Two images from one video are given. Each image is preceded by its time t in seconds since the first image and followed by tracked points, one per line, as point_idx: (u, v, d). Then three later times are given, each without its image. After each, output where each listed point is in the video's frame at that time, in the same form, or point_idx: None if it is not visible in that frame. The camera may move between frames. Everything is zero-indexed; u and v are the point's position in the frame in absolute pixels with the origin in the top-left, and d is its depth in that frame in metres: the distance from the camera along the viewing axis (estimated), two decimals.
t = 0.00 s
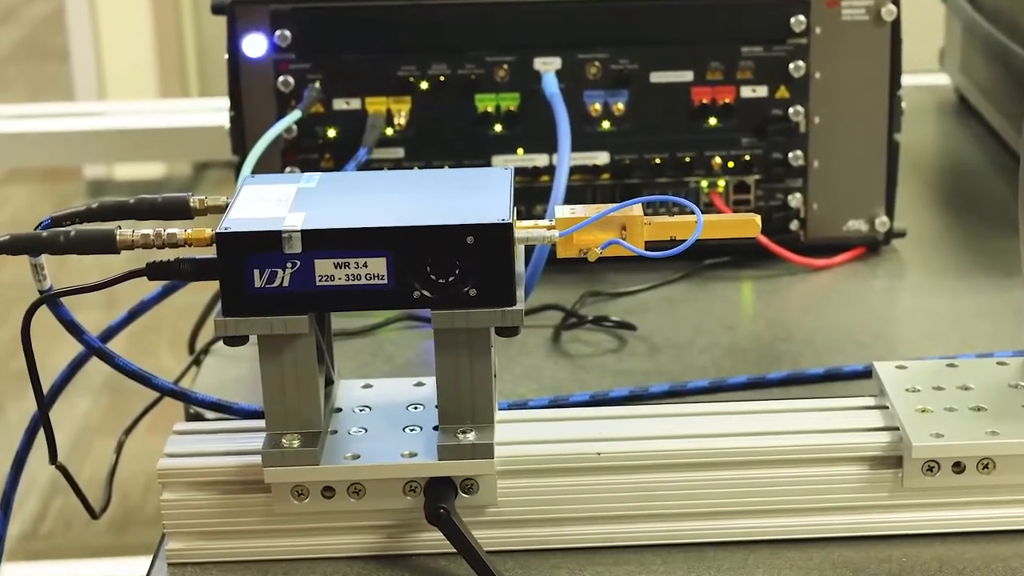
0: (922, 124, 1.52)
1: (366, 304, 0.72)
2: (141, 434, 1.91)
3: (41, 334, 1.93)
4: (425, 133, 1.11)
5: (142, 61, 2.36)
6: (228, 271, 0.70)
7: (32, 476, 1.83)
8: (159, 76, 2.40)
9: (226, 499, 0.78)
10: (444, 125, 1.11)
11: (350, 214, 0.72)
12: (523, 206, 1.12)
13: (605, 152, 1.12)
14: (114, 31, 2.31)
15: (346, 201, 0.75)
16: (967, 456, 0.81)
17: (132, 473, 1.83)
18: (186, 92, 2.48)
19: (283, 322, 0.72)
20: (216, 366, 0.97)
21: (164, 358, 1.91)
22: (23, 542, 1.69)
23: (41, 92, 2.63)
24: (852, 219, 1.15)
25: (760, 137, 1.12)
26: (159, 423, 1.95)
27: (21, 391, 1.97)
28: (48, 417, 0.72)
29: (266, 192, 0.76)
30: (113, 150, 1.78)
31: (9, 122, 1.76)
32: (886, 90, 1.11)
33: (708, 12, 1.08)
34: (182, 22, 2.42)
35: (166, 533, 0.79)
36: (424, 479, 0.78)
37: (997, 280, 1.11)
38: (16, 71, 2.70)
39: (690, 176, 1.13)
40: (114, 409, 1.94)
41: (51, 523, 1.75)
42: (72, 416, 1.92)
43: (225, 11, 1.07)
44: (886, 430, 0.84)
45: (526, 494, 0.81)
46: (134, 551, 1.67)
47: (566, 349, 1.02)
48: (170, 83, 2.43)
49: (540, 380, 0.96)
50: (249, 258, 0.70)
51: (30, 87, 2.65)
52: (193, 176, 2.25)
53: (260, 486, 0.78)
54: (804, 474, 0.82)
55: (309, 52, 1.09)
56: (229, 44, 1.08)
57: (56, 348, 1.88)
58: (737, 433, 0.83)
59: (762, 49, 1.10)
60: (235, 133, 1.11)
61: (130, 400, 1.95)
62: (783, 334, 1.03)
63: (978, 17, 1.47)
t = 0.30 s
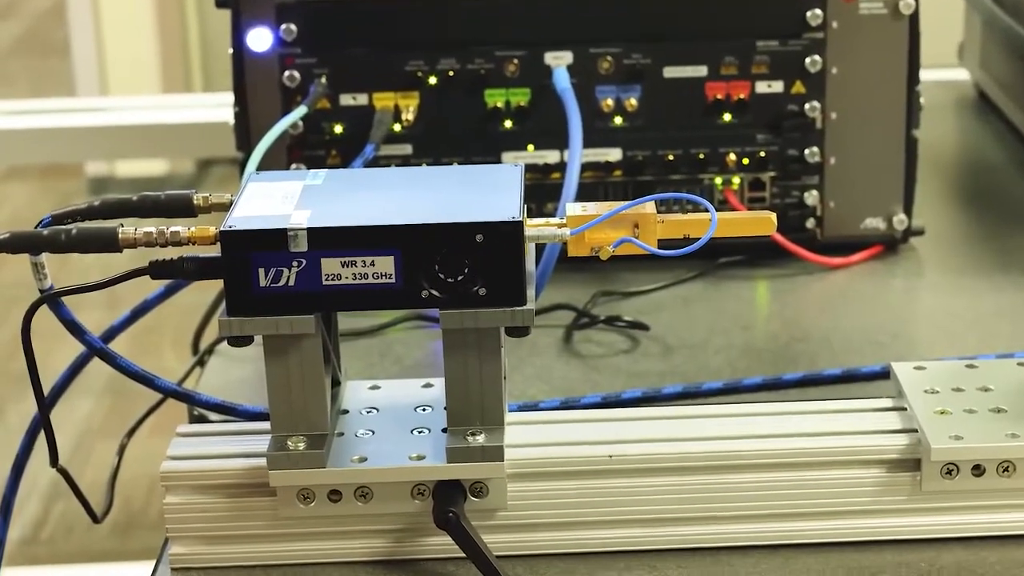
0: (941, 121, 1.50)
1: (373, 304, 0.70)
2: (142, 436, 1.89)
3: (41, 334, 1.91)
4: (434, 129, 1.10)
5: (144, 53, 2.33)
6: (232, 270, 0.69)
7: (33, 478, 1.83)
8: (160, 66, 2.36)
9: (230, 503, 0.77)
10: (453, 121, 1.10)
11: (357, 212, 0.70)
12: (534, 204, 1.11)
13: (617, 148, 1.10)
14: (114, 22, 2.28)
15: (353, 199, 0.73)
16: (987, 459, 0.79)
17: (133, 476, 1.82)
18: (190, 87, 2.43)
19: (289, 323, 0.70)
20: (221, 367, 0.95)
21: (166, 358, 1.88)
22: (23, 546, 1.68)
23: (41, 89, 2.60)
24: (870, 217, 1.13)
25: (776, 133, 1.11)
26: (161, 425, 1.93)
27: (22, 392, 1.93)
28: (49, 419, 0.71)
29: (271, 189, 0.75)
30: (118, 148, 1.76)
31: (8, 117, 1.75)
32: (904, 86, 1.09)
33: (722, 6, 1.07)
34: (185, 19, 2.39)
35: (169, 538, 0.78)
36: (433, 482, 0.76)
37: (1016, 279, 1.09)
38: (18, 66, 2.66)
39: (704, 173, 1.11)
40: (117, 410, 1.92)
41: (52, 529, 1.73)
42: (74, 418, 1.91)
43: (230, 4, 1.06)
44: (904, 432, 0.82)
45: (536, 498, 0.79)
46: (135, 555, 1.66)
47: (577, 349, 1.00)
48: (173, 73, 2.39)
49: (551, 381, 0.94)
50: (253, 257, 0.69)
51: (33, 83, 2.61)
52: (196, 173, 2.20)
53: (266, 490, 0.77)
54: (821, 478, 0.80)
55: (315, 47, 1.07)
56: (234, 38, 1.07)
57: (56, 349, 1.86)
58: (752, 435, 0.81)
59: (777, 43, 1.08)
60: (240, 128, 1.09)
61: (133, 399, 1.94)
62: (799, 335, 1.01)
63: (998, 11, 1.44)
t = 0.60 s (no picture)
0: (960, 117, 1.47)
1: (380, 304, 0.68)
2: (146, 438, 1.77)
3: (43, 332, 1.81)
4: (443, 125, 1.08)
5: (149, 48, 2.30)
6: (237, 268, 0.67)
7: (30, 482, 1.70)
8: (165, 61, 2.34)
9: (234, 507, 0.75)
10: (463, 116, 1.08)
11: (364, 210, 0.69)
12: (545, 201, 1.09)
13: (630, 145, 1.09)
14: (114, 19, 2.25)
15: (361, 196, 0.71)
16: (1007, 462, 0.77)
17: (136, 480, 1.70)
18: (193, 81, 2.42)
19: (295, 323, 0.68)
20: (226, 368, 0.94)
21: (170, 357, 1.83)
22: (22, 550, 1.57)
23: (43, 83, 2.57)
24: (888, 215, 1.11)
25: (792, 129, 1.09)
26: (167, 426, 1.81)
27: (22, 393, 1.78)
28: (50, 420, 0.69)
29: (277, 186, 0.73)
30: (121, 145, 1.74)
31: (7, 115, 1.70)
32: (923, 81, 1.08)
33: None
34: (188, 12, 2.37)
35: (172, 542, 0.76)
36: (442, 486, 0.74)
37: None
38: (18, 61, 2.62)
39: (718, 170, 1.09)
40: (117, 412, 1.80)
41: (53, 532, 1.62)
42: (76, 419, 1.80)
43: None
44: (923, 434, 0.80)
45: (547, 502, 0.77)
46: (140, 560, 1.54)
47: (589, 350, 0.98)
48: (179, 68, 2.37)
49: (562, 382, 0.93)
50: (258, 255, 0.67)
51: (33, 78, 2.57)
52: (200, 171, 2.17)
53: (271, 493, 0.75)
54: (839, 481, 0.78)
55: (322, 42, 1.06)
56: (239, 32, 1.05)
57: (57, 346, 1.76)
58: (769, 437, 0.79)
59: (793, 38, 1.06)
60: (245, 124, 1.07)
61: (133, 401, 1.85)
62: (816, 335, 0.99)
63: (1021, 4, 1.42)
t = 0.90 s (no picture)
0: (980, 112, 1.45)
1: (388, 304, 0.67)
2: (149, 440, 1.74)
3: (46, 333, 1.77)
4: (452, 121, 1.06)
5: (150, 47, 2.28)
6: (241, 267, 0.66)
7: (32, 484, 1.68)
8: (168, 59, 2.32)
9: (239, 511, 0.74)
10: (472, 112, 1.06)
11: (372, 207, 0.67)
12: (556, 198, 1.07)
13: (643, 141, 1.07)
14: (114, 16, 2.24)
15: (369, 193, 0.70)
16: None
17: (138, 484, 1.67)
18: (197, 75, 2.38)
19: (301, 322, 0.67)
20: (231, 368, 0.92)
21: (172, 358, 1.81)
22: (22, 555, 1.55)
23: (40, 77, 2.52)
24: (907, 213, 1.09)
25: (808, 125, 1.07)
26: (170, 427, 1.78)
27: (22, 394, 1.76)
28: (51, 422, 0.68)
29: (282, 183, 0.71)
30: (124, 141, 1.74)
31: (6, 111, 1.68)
32: (943, 76, 1.06)
33: None
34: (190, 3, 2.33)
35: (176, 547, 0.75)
36: (451, 489, 0.73)
37: None
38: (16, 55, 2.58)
39: (733, 167, 1.07)
40: (120, 413, 1.77)
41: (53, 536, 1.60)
42: (79, 421, 1.77)
43: None
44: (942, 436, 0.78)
45: (558, 506, 0.76)
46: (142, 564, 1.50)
47: (601, 350, 0.97)
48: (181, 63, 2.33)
49: (574, 384, 0.91)
50: (263, 254, 0.65)
51: (32, 72, 2.54)
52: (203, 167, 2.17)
53: (277, 496, 0.74)
54: (858, 485, 0.76)
55: (327, 36, 1.04)
56: (243, 26, 1.03)
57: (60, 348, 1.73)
58: (786, 439, 0.77)
59: (809, 32, 1.05)
60: (249, 119, 1.05)
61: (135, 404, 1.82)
62: (833, 335, 0.97)
63: None
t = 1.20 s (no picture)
0: (1002, 107, 1.43)
1: (396, 303, 0.65)
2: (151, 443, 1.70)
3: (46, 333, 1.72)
4: (462, 117, 1.05)
5: (154, 45, 2.14)
6: (246, 266, 0.64)
7: (32, 489, 1.64)
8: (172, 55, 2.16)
9: (243, 515, 0.72)
10: (483, 107, 1.05)
11: (380, 205, 0.65)
12: (568, 196, 1.05)
13: (656, 137, 1.05)
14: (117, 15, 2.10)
15: (376, 190, 0.68)
16: None
17: (140, 486, 1.62)
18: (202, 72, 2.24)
19: (307, 322, 0.65)
20: (236, 370, 0.91)
21: (172, 357, 1.81)
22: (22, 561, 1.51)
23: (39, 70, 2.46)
24: (925, 210, 1.08)
25: (825, 121, 1.05)
26: (173, 429, 1.74)
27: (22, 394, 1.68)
28: (53, 424, 0.66)
29: (287, 180, 0.70)
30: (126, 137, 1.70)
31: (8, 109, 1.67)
32: (962, 71, 1.04)
33: None
34: None
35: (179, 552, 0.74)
36: (460, 492, 0.71)
37: None
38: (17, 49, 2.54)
39: (748, 164, 1.06)
40: (122, 415, 1.72)
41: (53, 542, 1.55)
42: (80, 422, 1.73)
43: None
44: (963, 438, 0.76)
45: (569, 509, 0.74)
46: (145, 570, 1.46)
47: (614, 351, 0.95)
48: (186, 61, 2.18)
49: (585, 385, 0.89)
50: (268, 252, 0.64)
51: (35, 67, 2.47)
52: (208, 162, 2.16)
53: (283, 500, 0.72)
54: (876, 488, 0.74)
55: (334, 30, 1.02)
56: (249, 20, 1.02)
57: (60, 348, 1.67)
58: (803, 442, 0.75)
59: (826, 25, 1.03)
60: (255, 114, 1.04)
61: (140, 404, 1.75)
62: (850, 335, 0.95)
63: None
